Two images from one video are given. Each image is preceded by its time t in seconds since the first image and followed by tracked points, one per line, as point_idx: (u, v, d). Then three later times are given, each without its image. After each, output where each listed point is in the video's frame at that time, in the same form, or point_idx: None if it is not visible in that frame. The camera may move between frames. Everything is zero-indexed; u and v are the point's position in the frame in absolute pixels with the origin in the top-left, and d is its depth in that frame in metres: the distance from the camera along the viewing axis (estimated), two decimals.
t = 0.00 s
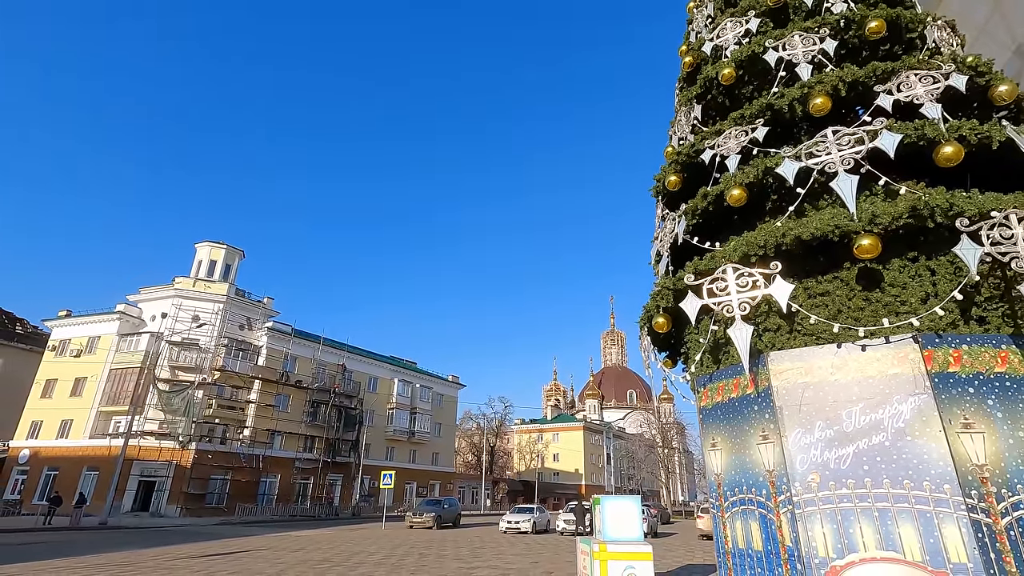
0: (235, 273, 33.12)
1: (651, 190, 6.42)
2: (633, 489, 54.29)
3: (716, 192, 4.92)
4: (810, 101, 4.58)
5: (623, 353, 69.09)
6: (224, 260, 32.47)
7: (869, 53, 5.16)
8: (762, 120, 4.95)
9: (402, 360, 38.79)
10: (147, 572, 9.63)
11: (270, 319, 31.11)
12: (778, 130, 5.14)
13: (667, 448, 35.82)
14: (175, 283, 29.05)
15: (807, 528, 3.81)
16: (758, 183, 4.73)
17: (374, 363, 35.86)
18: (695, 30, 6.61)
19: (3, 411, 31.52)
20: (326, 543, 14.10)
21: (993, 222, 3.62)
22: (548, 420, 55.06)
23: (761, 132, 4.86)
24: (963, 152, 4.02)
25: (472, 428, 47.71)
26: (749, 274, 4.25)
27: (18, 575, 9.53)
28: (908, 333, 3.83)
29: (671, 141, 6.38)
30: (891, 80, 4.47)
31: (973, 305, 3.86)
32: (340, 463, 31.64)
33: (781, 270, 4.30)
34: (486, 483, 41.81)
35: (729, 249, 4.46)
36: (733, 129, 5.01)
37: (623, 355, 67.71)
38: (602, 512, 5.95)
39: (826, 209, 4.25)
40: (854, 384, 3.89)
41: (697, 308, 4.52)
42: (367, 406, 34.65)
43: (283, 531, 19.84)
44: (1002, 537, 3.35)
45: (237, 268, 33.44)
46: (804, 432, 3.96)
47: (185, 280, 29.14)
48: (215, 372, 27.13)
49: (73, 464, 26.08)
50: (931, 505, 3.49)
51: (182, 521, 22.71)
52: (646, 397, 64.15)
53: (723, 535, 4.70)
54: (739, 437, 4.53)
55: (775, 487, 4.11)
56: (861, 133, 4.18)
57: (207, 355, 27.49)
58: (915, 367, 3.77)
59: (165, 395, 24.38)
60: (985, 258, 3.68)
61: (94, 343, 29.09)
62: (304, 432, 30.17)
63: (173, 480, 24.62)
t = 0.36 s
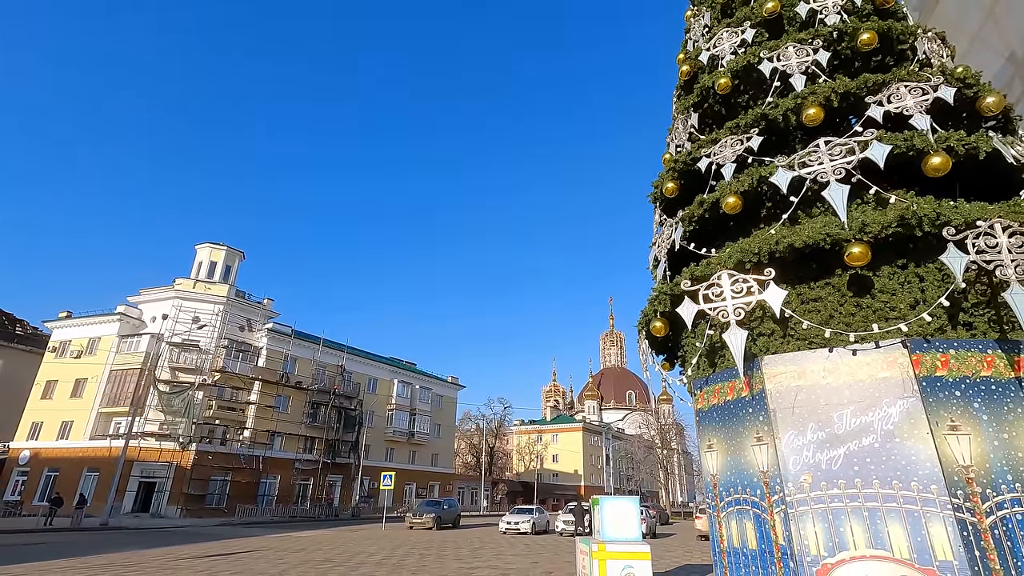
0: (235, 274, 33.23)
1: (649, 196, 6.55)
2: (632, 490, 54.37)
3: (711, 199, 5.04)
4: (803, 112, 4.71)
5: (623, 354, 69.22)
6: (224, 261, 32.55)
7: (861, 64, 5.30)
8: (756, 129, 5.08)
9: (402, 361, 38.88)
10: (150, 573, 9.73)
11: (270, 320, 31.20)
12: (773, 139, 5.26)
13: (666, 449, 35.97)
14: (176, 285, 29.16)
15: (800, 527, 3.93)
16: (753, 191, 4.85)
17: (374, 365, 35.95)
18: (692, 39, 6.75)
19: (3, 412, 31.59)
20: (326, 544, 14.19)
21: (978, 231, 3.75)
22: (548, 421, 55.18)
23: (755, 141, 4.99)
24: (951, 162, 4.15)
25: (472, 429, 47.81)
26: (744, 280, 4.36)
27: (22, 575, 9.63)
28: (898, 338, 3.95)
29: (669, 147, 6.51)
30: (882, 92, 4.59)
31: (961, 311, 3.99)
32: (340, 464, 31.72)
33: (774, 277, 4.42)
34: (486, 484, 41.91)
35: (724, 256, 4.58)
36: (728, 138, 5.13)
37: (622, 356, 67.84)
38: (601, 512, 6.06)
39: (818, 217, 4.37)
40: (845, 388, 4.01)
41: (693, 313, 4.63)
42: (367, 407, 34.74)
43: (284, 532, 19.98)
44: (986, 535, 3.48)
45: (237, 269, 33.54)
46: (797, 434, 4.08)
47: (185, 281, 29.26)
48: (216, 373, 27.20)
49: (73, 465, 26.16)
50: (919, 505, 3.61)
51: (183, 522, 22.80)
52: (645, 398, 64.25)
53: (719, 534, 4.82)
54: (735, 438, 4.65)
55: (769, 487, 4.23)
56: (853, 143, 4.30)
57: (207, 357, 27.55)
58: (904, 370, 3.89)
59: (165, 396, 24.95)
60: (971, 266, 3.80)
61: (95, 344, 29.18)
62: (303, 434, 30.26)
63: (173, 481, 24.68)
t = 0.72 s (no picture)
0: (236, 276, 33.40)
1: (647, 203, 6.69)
2: (631, 491, 54.50)
3: (707, 208, 5.18)
4: (796, 124, 4.85)
5: (622, 356, 69.42)
6: (225, 263, 32.67)
7: (854, 76, 5.44)
8: (751, 140, 5.22)
9: (402, 363, 39.02)
10: (154, 573, 9.85)
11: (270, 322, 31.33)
12: (767, 149, 5.39)
13: (665, 450, 36.11)
14: (177, 287, 29.31)
15: (792, 527, 4.06)
16: (748, 201, 4.99)
17: (374, 366, 36.07)
18: (689, 49, 6.90)
19: (4, 413, 31.68)
20: (327, 544, 14.30)
21: (963, 242, 3.89)
22: (547, 422, 55.31)
23: (750, 152, 5.12)
24: (939, 174, 4.28)
25: (472, 430, 47.95)
26: (739, 288, 4.50)
27: (28, 575, 9.75)
28: (887, 344, 4.08)
29: (666, 156, 6.65)
30: (872, 105, 4.73)
31: (948, 318, 4.12)
32: (340, 465, 31.83)
33: (768, 284, 4.55)
34: (485, 485, 42.04)
35: (720, 264, 4.71)
36: (724, 148, 5.27)
37: (621, 357, 67.96)
38: (600, 513, 6.17)
39: (811, 227, 4.50)
40: (835, 393, 4.15)
41: (689, 320, 4.76)
42: (367, 408, 34.87)
43: (285, 533, 20.11)
44: (971, 536, 3.61)
45: (237, 271, 33.67)
46: (789, 437, 4.22)
47: (186, 283, 29.41)
48: (217, 374, 27.22)
49: (74, 466, 26.25)
50: (906, 506, 3.74)
51: (184, 523, 22.90)
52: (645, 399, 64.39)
53: (714, 534, 4.96)
54: (731, 441, 4.78)
55: (763, 489, 4.36)
56: (843, 156, 4.44)
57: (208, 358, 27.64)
58: (893, 376, 4.02)
59: (167, 398, 25.00)
60: (956, 276, 3.93)
61: (96, 345, 29.29)
62: (304, 435, 30.35)
63: (173, 482, 24.77)
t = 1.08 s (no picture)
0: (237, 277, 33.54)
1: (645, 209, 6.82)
2: (631, 491, 54.62)
3: (702, 215, 5.32)
4: (789, 133, 4.98)
5: (622, 356, 69.58)
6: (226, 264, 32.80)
7: (846, 86, 5.57)
8: (746, 149, 5.35)
9: (402, 363, 39.16)
10: (158, 572, 9.98)
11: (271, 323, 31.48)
12: (762, 157, 5.52)
13: (665, 450, 36.23)
14: (178, 288, 29.44)
15: (784, 526, 4.18)
16: (742, 208, 5.13)
17: (374, 367, 36.19)
18: (686, 57, 7.04)
19: (6, 414, 31.78)
20: (329, 544, 14.42)
21: (948, 250, 4.03)
22: (547, 422, 55.43)
23: (744, 160, 5.26)
24: (926, 184, 4.42)
25: (472, 430, 48.10)
26: (733, 294, 4.63)
27: (34, 574, 9.88)
28: (876, 349, 4.22)
29: (663, 162, 6.79)
30: (863, 115, 4.87)
31: (935, 323, 4.25)
32: (340, 466, 31.96)
33: (761, 290, 4.68)
34: (485, 485, 42.16)
35: (715, 270, 4.84)
36: (719, 157, 5.41)
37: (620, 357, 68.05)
38: (599, 513, 6.28)
39: (803, 235, 4.64)
40: (825, 396, 4.28)
41: (685, 324, 4.90)
42: (368, 409, 34.98)
43: (286, 533, 20.25)
44: (955, 534, 3.75)
45: (238, 272, 33.81)
46: (782, 438, 4.35)
47: (187, 284, 29.55)
48: (217, 375, 27.30)
49: (76, 467, 26.37)
50: (894, 506, 3.87)
51: (185, 524, 23.02)
52: (644, 400, 64.53)
53: (710, 533, 5.09)
54: (726, 443, 4.92)
55: (756, 489, 4.50)
56: (835, 165, 4.58)
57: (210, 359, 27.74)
58: (881, 380, 4.16)
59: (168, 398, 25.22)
60: (942, 283, 4.06)
61: (97, 346, 29.41)
62: (304, 436, 30.47)
63: (175, 483, 24.89)
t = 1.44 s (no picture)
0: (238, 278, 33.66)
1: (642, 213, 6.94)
2: (630, 491, 54.73)
3: (697, 222, 5.44)
4: (782, 142, 5.10)
5: (622, 356, 69.71)
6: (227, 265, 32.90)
7: (838, 95, 5.70)
8: (740, 157, 5.47)
9: (402, 364, 39.29)
10: (162, 571, 10.09)
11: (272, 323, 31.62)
12: (756, 164, 5.64)
13: (665, 450, 36.36)
14: (179, 288, 29.56)
15: (776, 525, 4.30)
16: (736, 215, 5.25)
17: (375, 367, 36.31)
18: (683, 65, 7.17)
19: (7, 414, 31.90)
20: (329, 544, 14.53)
21: (934, 258, 4.15)
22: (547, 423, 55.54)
23: (738, 168, 5.38)
24: (914, 192, 4.55)
25: (472, 430, 48.23)
26: (726, 299, 4.76)
27: (39, 574, 9.99)
28: (864, 353, 4.34)
29: (660, 169, 6.91)
30: (853, 125, 4.99)
31: (922, 327, 4.37)
32: (340, 466, 32.09)
33: (754, 296, 4.80)
34: (485, 486, 42.29)
35: (709, 276, 4.96)
36: (714, 164, 5.53)
37: (620, 357, 68.15)
38: (597, 513, 6.40)
39: (794, 242, 4.76)
40: (815, 399, 4.40)
41: (680, 329, 5.02)
42: (368, 409, 35.09)
43: (287, 533, 20.38)
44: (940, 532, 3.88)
45: (239, 273, 33.92)
46: (774, 440, 4.47)
47: (188, 285, 29.67)
48: (218, 376, 27.41)
49: (78, 467, 26.49)
50: (881, 505, 3.99)
51: (187, 524, 23.15)
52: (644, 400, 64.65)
53: (704, 532, 5.22)
54: (719, 444, 5.04)
55: (749, 489, 4.62)
56: (825, 174, 4.70)
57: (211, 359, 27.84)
58: (870, 383, 4.27)
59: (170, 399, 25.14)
60: (928, 289, 4.18)
61: (99, 347, 29.52)
62: (304, 436, 30.58)
63: (176, 483, 25.00)
